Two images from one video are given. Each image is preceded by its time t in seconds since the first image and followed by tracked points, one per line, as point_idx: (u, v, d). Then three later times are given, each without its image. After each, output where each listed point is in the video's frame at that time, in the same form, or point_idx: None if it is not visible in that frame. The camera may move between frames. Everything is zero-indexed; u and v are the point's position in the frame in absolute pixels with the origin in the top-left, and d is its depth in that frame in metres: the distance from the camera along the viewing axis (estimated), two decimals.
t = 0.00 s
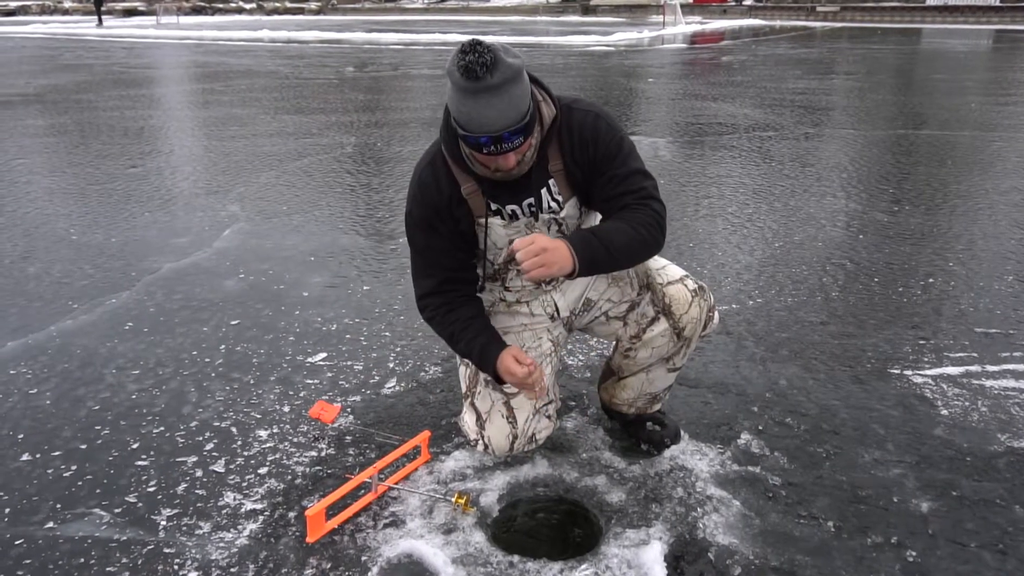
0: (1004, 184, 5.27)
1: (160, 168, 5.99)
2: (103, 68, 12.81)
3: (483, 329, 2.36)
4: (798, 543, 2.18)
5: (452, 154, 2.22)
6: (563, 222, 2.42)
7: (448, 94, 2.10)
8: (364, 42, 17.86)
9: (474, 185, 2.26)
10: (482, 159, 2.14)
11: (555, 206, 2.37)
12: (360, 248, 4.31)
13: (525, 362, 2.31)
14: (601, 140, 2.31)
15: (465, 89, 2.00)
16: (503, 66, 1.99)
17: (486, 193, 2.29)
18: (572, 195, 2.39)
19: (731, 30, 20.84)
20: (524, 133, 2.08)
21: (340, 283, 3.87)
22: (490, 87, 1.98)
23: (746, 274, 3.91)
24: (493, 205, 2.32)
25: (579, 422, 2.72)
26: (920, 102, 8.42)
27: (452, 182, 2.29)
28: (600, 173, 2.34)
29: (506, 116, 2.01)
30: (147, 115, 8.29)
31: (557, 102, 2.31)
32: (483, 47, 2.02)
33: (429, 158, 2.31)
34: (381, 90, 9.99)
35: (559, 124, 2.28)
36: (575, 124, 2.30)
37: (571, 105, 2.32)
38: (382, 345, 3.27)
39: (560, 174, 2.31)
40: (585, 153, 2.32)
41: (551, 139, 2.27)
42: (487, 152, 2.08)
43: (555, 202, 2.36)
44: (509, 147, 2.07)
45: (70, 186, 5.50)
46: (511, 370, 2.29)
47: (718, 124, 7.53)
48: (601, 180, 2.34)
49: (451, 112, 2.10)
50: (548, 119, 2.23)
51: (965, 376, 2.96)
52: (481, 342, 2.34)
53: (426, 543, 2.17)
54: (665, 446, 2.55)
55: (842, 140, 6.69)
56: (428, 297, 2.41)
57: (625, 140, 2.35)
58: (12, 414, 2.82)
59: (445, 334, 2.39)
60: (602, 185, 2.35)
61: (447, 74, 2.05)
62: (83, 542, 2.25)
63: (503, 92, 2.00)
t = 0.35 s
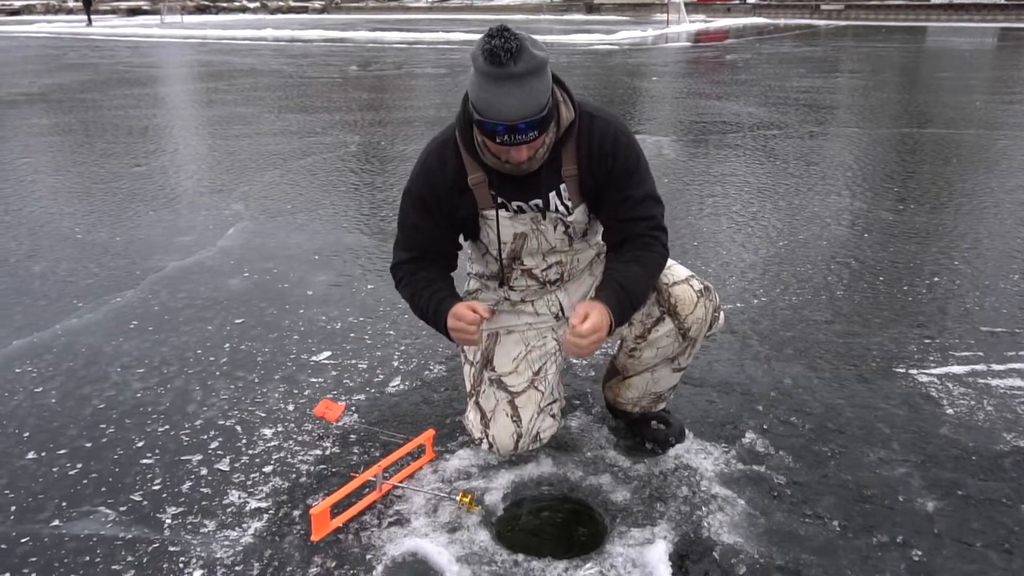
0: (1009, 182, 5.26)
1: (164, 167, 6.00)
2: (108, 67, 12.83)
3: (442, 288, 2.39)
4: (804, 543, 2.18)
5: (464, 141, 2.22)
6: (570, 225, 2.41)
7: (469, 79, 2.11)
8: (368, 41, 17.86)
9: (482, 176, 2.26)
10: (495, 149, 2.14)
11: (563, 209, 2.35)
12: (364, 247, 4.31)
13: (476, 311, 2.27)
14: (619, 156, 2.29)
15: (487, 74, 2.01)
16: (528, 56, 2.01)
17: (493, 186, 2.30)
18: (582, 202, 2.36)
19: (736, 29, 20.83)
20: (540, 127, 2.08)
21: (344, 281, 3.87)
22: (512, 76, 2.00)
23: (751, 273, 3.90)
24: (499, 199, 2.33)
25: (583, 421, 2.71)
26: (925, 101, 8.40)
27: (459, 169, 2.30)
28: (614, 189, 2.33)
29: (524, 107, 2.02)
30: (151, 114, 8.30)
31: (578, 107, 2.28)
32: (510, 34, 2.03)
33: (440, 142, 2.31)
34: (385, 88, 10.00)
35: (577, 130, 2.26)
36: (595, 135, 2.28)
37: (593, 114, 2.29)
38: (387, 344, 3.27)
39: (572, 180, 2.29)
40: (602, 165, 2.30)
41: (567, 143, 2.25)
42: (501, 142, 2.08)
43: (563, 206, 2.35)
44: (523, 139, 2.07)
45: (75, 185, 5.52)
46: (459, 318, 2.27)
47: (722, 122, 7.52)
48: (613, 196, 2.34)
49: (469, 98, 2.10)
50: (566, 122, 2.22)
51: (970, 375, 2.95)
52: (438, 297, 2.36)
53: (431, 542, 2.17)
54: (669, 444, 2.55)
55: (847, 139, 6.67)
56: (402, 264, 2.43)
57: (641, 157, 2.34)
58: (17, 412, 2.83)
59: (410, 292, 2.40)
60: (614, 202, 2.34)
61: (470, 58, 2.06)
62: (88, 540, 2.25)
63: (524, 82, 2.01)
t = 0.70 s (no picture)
0: (1015, 181, 5.24)
1: (169, 166, 6.01)
2: (112, 67, 12.85)
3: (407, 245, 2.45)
4: (808, 542, 2.17)
5: (475, 128, 2.24)
6: (573, 231, 2.41)
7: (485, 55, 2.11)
8: (372, 40, 17.87)
9: (489, 168, 2.30)
10: (501, 131, 2.13)
11: (564, 216, 2.37)
12: (368, 246, 4.32)
13: (426, 265, 2.32)
14: (620, 175, 2.24)
15: (501, 46, 2.01)
16: (544, 34, 2.01)
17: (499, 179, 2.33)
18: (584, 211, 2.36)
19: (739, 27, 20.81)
20: (549, 110, 2.06)
21: (348, 280, 3.87)
22: (526, 50, 1.99)
23: (755, 272, 3.90)
24: (504, 193, 2.36)
25: (587, 420, 2.71)
26: (930, 99, 8.38)
27: (465, 158, 2.33)
28: (607, 206, 2.28)
29: (534, 84, 2.01)
30: (155, 113, 8.31)
31: (591, 114, 2.23)
32: (531, 12, 2.04)
33: (451, 129, 2.34)
34: (389, 88, 10.00)
35: (585, 137, 2.22)
36: (600, 148, 2.23)
37: (604, 126, 2.24)
38: (391, 343, 3.27)
39: (573, 188, 2.28)
40: (601, 179, 2.26)
41: (571, 150, 2.23)
42: (506, 120, 2.06)
43: (566, 213, 2.36)
44: (530, 119, 2.05)
45: (80, 184, 5.53)
46: (409, 264, 2.34)
47: (726, 121, 7.51)
48: (604, 213, 2.29)
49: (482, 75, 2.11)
50: (576, 126, 2.18)
51: (975, 374, 2.95)
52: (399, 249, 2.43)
53: (435, 541, 2.17)
54: (675, 443, 2.55)
55: (851, 137, 6.66)
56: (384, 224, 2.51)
57: (643, 180, 2.27)
58: (23, 411, 2.84)
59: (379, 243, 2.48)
60: (602, 220, 2.30)
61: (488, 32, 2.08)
62: (94, 538, 2.26)
63: (538, 60, 2.01)
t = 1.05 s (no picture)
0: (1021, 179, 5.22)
1: (174, 166, 6.02)
2: (117, 66, 12.87)
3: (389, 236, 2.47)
4: (814, 541, 2.17)
5: (476, 122, 2.29)
6: (576, 228, 2.41)
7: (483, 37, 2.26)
8: (377, 38, 17.88)
9: (490, 166, 2.33)
10: (500, 96, 2.17)
11: (568, 211, 2.36)
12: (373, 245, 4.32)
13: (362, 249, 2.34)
14: (624, 170, 2.26)
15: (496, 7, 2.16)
16: None
17: (500, 177, 2.36)
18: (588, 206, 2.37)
19: (744, 27, 20.73)
20: (545, 64, 2.13)
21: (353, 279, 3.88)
22: (518, 5, 2.14)
23: (760, 271, 3.89)
24: (506, 191, 2.39)
25: (592, 419, 2.71)
26: (936, 98, 8.35)
27: (467, 157, 2.38)
28: (612, 201, 2.29)
29: (527, 31, 2.12)
30: (161, 112, 8.33)
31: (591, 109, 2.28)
32: None
33: (454, 126, 2.40)
34: (394, 87, 10.01)
35: (586, 126, 2.26)
36: (603, 142, 2.27)
37: (605, 121, 2.28)
38: (396, 342, 3.28)
39: (577, 182, 2.29)
40: (605, 175, 2.28)
41: (574, 141, 2.26)
42: (504, 73, 2.13)
43: (569, 208, 2.36)
44: (526, 67, 2.12)
45: (86, 184, 5.54)
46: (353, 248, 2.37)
47: (731, 120, 7.49)
48: (610, 209, 2.30)
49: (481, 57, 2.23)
50: (576, 110, 2.24)
51: (981, 373, 2.94)
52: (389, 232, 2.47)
53: (440, 539, 2.17)
54: (679, 443, 2.55)
55: (857, 136, 6.64)
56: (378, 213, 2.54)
57: (647, 175, 2.29)
58: (29, 409, 2.84)
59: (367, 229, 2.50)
60: (609, 216, 2.30)
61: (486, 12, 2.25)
62: (100, 536, 2.27)
63: (530, 15, 2.14)
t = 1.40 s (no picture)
0: None
1: (176, 167, 6.03)
2: (120, 68, 12.89)
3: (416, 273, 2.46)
4: (816, 542, 2.17)
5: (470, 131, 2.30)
6: (577, 220, 2.42)
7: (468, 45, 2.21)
8: (378, 39, 17.89)
9: (488, 170, 2.32)
10: (493, 110, 2.17)
11: (569, 203, 2.38)
12: (375, 246, 4.32)
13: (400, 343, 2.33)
14: (624, 151, 2.30)
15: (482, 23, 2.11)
16: (521, 5, 2.11)
17: (500, 180, 2.36)
18: (590, 195, 2.39)
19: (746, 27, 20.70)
20: (537, 78, 2.12)
21: (354, 280, 3.88)
22: (505, 20, 2.08)
23: (762, 271, 3.88)
24: (505, 193, 2.38)
25: (593, 420, 2.71)
26: (938, 97, 8.34)
27: (464, 166, 2.37)
28: (620, 182, 2.33)
29: (518, 49, 2.08)
30: (163, 113, 8.34)
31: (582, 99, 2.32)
32: None
33: (447, 137, 2.39)
34: (395, 87, 10.01)
35: (581, 117, 2.29)
36: (599, 130, 2.31)
37: (597, 108, 2.32)
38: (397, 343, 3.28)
39: (578, 172, 2.32)
40: (607, 159, 2.32)
41: (571, 132, 2.28)
42: (498, 94, 2.12)
43: (570, 199, 2.37)
44: (520, 88, 2.11)
45: (88, 185, 5.55)
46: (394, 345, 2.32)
47: (732, 119, 7.49)
48: (619, 190, 2.33)
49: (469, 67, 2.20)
50: (569, 105, 2.25)
51: (984, 373, 2.93)
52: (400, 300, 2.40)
53: (442, 541, 2.17)
54: (680, 443, 2.54)
55: (859, 135, 6.63)
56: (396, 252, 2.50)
57: (648, 152, 2.34)
58: (31, 411, 2.85)
59: (393, 279, 2.46)
60: (620, 195, 2.33)
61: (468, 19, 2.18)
62: (102, 538, 2.27)
63: (518, 28, 2.09)
